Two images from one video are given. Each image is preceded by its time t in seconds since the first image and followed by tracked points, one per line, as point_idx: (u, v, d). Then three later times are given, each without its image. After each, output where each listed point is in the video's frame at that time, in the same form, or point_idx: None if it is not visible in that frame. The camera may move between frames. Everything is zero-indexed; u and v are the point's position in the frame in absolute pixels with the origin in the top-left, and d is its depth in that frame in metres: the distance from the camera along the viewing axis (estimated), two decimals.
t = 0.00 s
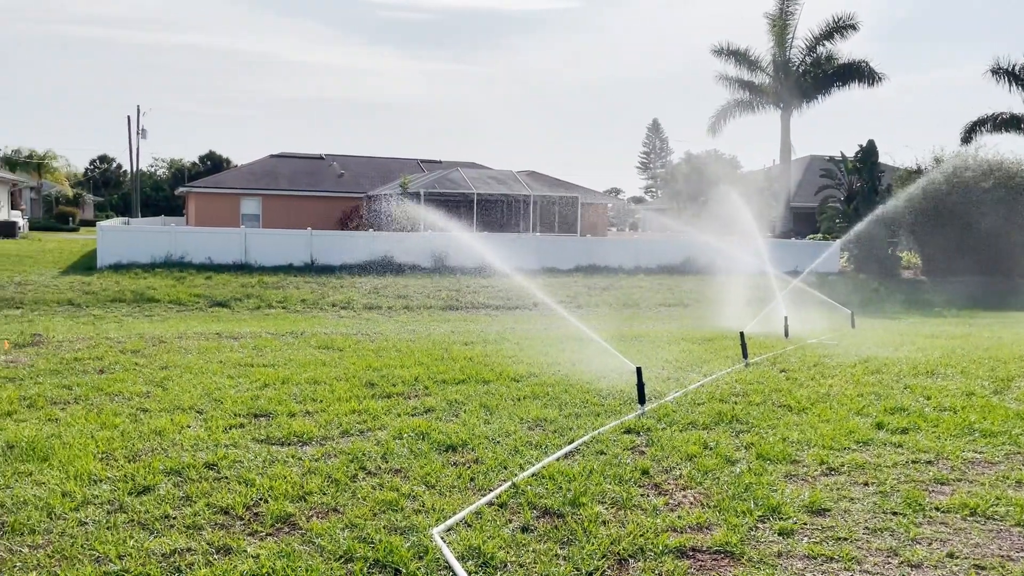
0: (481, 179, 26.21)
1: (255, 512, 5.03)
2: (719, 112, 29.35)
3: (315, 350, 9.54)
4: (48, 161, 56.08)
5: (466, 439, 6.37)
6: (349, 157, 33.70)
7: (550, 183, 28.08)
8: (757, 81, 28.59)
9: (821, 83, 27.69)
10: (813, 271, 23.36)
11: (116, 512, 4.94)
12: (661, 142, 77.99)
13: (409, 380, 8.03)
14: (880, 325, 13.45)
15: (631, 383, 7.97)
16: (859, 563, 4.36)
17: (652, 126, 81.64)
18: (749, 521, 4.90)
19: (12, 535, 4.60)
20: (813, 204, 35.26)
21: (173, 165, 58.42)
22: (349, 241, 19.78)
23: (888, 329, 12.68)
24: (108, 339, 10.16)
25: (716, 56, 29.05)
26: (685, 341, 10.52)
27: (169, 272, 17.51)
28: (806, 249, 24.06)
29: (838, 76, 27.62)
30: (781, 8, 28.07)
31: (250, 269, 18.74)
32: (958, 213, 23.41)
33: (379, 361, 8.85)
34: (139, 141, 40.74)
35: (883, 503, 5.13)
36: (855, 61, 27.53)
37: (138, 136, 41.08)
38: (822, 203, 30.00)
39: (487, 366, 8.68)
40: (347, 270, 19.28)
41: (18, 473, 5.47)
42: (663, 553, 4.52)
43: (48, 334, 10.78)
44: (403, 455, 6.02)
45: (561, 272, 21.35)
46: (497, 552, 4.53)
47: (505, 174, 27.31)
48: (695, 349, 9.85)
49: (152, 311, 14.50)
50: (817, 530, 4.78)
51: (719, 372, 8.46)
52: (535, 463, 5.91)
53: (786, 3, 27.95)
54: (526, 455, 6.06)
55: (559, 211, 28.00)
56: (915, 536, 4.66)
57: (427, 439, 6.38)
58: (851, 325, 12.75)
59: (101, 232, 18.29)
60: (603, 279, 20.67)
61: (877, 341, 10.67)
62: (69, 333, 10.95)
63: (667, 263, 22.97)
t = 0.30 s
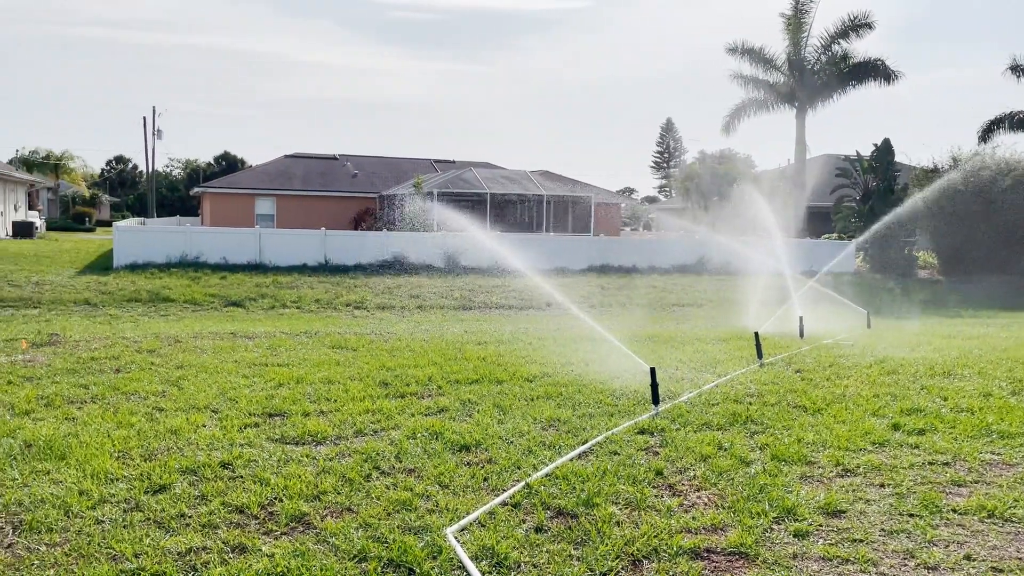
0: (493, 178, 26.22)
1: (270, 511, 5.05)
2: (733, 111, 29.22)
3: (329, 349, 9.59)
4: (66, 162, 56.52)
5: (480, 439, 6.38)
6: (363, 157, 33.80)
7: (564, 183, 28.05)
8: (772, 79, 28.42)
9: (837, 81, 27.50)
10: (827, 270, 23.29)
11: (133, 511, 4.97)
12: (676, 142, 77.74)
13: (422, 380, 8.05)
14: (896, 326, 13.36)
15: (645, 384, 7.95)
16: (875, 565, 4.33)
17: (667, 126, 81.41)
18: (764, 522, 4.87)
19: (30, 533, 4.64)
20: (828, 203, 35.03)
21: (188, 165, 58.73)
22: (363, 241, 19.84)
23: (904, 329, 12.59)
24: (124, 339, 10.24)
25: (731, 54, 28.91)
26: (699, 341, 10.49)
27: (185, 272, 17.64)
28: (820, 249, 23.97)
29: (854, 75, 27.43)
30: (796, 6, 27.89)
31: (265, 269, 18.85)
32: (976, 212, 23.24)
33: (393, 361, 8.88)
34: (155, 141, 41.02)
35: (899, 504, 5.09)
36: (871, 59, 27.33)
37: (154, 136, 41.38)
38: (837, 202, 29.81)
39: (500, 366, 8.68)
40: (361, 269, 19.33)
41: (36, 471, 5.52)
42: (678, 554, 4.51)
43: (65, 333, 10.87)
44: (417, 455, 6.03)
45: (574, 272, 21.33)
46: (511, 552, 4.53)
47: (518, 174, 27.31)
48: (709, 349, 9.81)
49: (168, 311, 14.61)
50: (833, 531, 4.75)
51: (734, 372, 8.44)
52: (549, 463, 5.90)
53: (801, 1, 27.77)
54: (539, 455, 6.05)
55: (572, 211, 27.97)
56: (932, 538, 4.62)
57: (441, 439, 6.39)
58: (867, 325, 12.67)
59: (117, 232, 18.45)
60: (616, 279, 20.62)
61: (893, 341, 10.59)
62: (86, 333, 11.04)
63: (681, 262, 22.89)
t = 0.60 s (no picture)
0: (502, 178, 26.22)
1: (279, 509, 5.07)
2: (743, 110, 29.10)
3: (338, 349, 9.61)
4: (77, 162, 56.82)
5: (488, 438, 6.39)
6: (372, 157, 33.86)
7: (573, 182, 28.00)
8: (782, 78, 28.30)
9: (848, 80, 27.36)
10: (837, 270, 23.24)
11: (142, 509, 5.00)
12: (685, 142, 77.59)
13: (431, 379, 8.06)
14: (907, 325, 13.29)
15: (654, 383, 7.93)
16: (885, 566, 4.30)
17: (677, 126, 81.32)
18: (774, 522, 4.85)
19: (41, 531, 4.67)
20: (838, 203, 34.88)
21: (198, 165, 58.93)
22: (372, 241, 19.88)
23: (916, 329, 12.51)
24: (134, 338, 10.29)
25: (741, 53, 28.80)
26: (709, 341, 10.46)
27: (195, 272, 17.72)
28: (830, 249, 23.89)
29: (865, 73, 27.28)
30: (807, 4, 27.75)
31: (274, 268, 18.91)
32: (989, 212, 23.12)
33: (401, 360, 8.90)
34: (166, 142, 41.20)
35: (910, 504, 5.06)
36: (882, 58, 27.18)
37: (164, 136, 41.58)
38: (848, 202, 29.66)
39: (509, 366, 8.68)
40: (370, 269, 19.37)
41: (47, 470, 5.55)
42: (686, 554, 4.50)
43: (76, 333, 10.93)
44: (426, 454, 6.04)
45: (583, 271, 21.31)
46: (519, 551, 4.52)
47: (527, 174, 27.30)
48: (718, 349, 9.78)
49: (178, 310, 14.68)
50: (843, 532, 4.73)
51: (743, 372, 8.41)
52: (558, 462, 5.90)
53: None
54: (548, 454, 6.04)
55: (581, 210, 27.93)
56: (943, 538, 4.59)
57: (449, 438, 6.39)
58: (878, 325, 12.60)
59: (128, 232, 18.56)
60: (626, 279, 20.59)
61: (903, 341, 10.53)
62: (97, 332, 11.09)
63: (690, 262, 22.83)
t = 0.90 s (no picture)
0: (507, 178, 26.23)
1: (283, 508, 5.08)
2: (748, 110, 29.04)
3: (343, 348, 9.63)
4: (83, 162, 56.98)
5: (492, 437, 6.39)
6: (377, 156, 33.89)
7: (578, 181, 27.98)
8: (788, 77, 28.23)
9: (854, 79, 27.29)
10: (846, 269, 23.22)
11: (147, 507, 5.02)
12: (691, 141, 77.43)
13: (436, 378, 8.07)
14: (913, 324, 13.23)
15: (659, 383, 7.93)
16: (890, 565, 4.29)
17: (682, 125, 81.14)
18: (777, 522, 4.84)
19: (46, 529, 4.70)
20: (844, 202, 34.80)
21: (204, 165, 59.07)
22: (377, 240, 19.92)
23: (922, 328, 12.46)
24: (140, 337, 10.32)
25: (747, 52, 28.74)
26: (713, 340, 10.45)
27: (201, 271, 17.78)
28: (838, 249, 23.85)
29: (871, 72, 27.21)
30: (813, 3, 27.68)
31: (280, 268, 18.96)
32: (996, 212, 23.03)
33: (406, 359, 8.91)
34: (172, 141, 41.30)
35: (915, 504, 5.04)
36: (888, 57, 27.10)
37: (171, 136, 41.70)
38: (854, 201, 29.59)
39: (513, 365, 8.68)
40: (375, 268, 19.41)
41: (53, 468, 5.58)
42: (691, 553, 4.49)
43: (82, 332, 10.97)
44: (430, 453, 6.05)
45: (589, 271, 21.30)
46: (523, 550, 4.53)
47: (532, 174, 27.30)
48: (723, 348, 9.77)
49: (184, 310, 14.73)
50: (847, 531, 4.72)
51: (747, 371, 8.40)
52: (562, 461, 5.90)
53: None
54: (552, 454, 6.05)
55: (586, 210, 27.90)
56: (948, 538, 4.57)
57: (453, 437, 6.40)
58: (883, 324, 12.56)
59: (134, 232, 18.63)
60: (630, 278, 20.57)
61: (909, 340, 10.48)
62: (103, 331, 11.13)
63: (695, 261, 22.79)
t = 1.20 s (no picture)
0: (509, 177, 26.23)
1: (284, 507, 5.09)
2: (751, 109, 29.02)
3: (345, 347, 9.63)
4: (85, 161, 57.06)
5: (493, 436, 6.39)
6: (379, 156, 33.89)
7: (579, 181, 27.97)
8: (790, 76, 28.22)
9: (856, 78, 27.27)
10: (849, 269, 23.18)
11: (149, 506, 5.03)
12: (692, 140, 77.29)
13: (437, 377, 8.08)
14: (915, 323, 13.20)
15: (660, 382, 7.93)
16: (890, 565, 4.29)
17: (684, 124, 81.03)
18: (779, 521, 4.84)
19: (48, 528, 4.71)
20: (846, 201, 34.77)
21: (206, 165, 59.13)
22: (378, 239, 19.93)
23: (923, 327, 12.43)
24: (142, 336, 10.32)
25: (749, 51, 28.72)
26: (715, 340, 10.44)
27: (202, 270, 17.80)
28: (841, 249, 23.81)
29: (873, 72, 27.18)
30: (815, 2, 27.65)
31: (282, 267, 18.99)
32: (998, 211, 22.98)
33: (407, 359, 8.91)
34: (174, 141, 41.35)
35: (916, 504, 5.03)
36: (891, 56, 27.07)
37: (172, 136, 41.74)
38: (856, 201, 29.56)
39: (515, 364, 8.68)
40: (377, 267, 19.43)
41: (55, 467, 5.59)
42: (691, 552, 4.49)
43: (84, 331, 10.98)
44: (431, 452, 6.05)
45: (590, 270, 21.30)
46: (524, 549, 4.53)
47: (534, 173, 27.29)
48: (724, 348, 9.77)
49: (186, 309, 14.74)
50: (848, 530, 4.72)
51: (749, 370, 8.40)
52: (563, 460, 5.91)
53: None
54: (552, 453, 6.05)
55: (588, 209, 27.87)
56: (948, 538, 4.57)
57: (454, 436, 6.40)
58: (884, 323, 12.54)
59: (136, 230, 18.66)
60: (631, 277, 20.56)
61: (911, 340, 10.46)
62: (105, 330, 11.15)
63: (697, 260, 22.78)
